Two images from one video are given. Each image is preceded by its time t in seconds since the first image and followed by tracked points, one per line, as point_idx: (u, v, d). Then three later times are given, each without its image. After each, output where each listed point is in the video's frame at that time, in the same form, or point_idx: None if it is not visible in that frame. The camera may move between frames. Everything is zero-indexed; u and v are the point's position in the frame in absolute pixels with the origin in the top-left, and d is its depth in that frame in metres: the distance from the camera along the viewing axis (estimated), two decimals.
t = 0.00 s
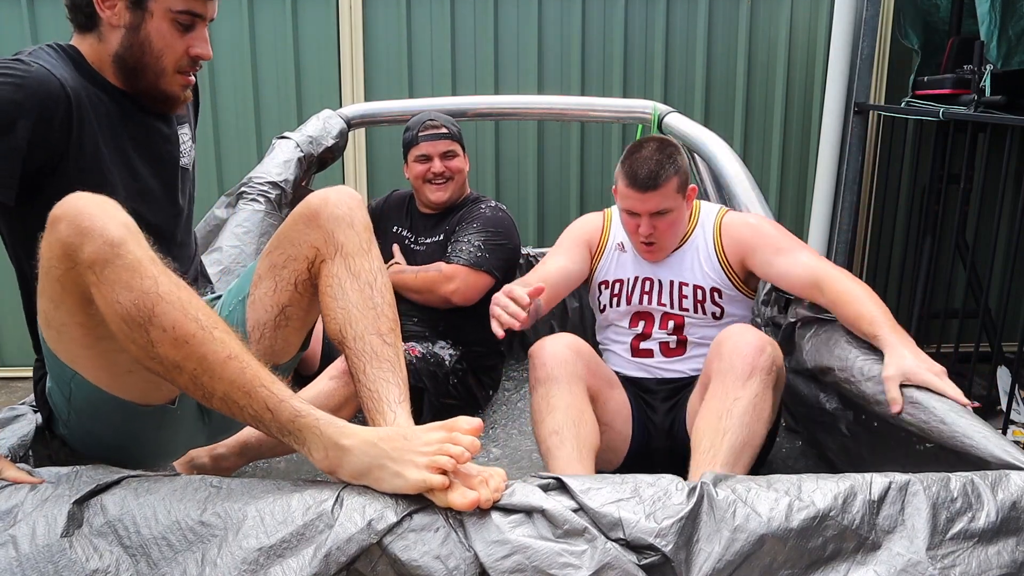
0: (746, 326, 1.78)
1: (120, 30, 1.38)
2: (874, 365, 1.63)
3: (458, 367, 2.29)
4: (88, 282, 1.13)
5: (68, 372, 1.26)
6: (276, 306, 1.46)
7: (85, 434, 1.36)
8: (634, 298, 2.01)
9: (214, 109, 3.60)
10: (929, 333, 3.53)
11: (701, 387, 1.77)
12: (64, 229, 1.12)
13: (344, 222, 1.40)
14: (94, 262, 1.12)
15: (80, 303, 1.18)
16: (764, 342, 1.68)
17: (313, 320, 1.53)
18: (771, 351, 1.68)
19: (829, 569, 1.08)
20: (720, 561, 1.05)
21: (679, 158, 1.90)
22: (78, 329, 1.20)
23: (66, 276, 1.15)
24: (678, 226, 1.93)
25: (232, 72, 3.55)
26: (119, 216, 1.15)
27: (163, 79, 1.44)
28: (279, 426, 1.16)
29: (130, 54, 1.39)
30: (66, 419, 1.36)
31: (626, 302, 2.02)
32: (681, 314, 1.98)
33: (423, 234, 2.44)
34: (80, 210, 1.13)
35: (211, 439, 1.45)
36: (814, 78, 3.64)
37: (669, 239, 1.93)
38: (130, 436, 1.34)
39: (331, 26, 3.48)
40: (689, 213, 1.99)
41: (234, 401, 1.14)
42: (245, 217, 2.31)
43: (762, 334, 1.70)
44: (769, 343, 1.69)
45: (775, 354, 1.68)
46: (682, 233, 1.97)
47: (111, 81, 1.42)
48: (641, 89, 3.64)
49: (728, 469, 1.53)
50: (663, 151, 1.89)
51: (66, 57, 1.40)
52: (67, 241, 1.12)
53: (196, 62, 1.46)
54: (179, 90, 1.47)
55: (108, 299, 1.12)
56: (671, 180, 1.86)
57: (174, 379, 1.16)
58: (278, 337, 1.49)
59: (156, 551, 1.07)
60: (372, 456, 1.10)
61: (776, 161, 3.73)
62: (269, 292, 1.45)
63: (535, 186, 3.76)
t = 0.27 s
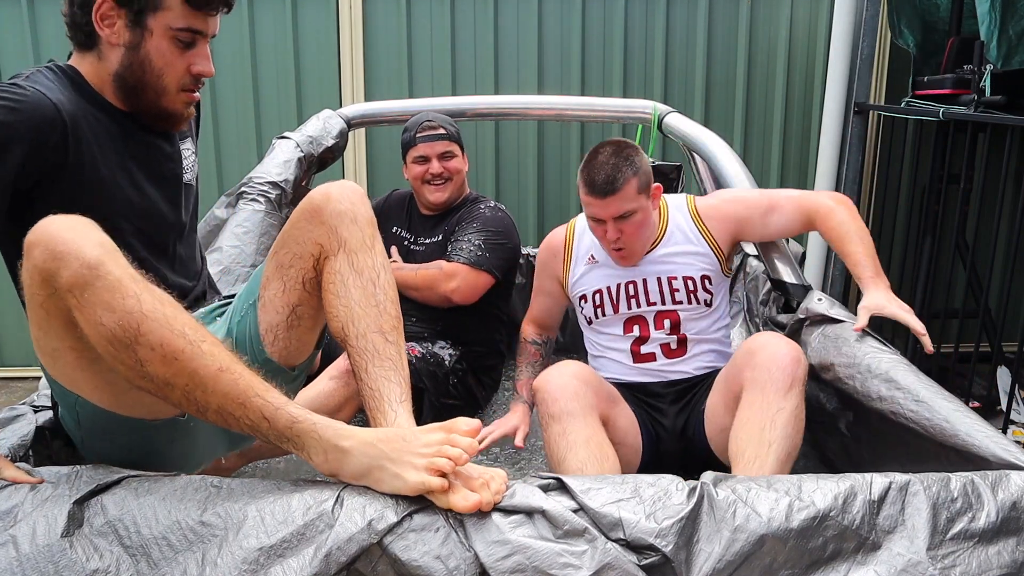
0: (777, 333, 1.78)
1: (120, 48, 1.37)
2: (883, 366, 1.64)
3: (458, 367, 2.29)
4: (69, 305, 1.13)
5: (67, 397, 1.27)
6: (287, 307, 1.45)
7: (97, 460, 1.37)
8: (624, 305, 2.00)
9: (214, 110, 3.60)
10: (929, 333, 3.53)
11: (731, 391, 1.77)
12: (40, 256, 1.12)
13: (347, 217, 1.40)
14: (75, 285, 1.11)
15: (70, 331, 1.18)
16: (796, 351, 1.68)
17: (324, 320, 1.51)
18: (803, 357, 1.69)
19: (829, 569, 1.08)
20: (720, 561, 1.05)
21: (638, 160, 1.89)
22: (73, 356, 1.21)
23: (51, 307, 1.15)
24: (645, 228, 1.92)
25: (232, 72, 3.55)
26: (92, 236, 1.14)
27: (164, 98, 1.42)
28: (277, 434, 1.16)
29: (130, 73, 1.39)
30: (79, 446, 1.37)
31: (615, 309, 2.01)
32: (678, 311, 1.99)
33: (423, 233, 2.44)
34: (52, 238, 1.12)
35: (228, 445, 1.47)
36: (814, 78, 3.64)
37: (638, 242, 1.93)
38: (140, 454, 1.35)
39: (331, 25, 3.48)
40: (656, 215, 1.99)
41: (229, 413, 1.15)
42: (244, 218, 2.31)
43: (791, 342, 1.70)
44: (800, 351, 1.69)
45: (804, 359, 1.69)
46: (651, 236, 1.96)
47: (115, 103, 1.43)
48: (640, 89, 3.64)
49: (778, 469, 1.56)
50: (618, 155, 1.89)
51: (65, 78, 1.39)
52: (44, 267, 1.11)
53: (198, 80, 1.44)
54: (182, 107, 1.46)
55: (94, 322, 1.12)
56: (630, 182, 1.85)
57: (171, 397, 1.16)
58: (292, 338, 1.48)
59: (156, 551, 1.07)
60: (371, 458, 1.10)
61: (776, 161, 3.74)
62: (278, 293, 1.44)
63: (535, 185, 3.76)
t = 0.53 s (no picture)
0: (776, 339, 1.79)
1: (103, 37, 1.37)
2: (881, 378, 1.64)
3: (457, 367, 2.29)
4: (72, 289, 1.12)
5: (63, 387, 1.25)
6: (283, 302, 1.44)
7: (86, 457, 1.35)
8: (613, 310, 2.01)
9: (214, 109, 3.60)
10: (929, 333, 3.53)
11: (733, 399, 1.78)
12: (46, 235, 1.10)
13: (345, 210, 1.40)
14: (81, 267, 1.10)
15: (71, 317, 1.16)
16: (795, 359, 1.68)
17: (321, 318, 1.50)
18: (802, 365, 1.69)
19: (829, 569, 1.08)
20: (720, 561, 1.05)
21: (592, 173, 1.89)
22: (71, 345, 1.19)
23: (53, 290, 1.14)
24: (614, 238, 1.92)
25: (232, 72, 3.55)
26: (101, 217, 1.13)
27: (147, 89, 1.41)
28: (278, 430, 1.16)
29: (110, 62, 1.38)
30: (68, 442, 1.35)
31: (605, 316, 2.02)
32: (666, 313, 1.99)
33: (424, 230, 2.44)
34: (61, 218, 1.11)
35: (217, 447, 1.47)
36: (815, 78, 3.63)
37: (608, 253, 1.93)
38: (131, 453, 1.34)
39: (331, 26, 3.48)
40: (629, 223, 1.98)
41: (234, 406, 1.14)
42: (245, 218, 2.31)
43: (790, 349, 1.70)
44: (800, 359, 1.69)
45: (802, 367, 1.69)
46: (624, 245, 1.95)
47: (96, 91, 1.41)
48: (640, 89, 3.64)
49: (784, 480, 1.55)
50: (570, 171, 1.89)
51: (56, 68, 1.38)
52: (51, 246, 1.10)
53: (183, 74, 1.44)
54: (165, 101, 1.45)
55: (99, 307, 1.11)
56: (584, 198, 1.85)
57: (173, 389, 1.15)
58: (289, 336, 1.46)
59: (156, 551, 1.07)
60: (371, 459, 1.10)
61: (776, 161, 3.74)
62: (274, 289, 1.43)
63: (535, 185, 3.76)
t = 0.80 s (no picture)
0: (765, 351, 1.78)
1: (91, 31, 1.36)
2: (881, 378, 1.64)
3: (458, 367, 2.29)
4: (73, 284, 1.12)
5: (54, 384, 1.24)
6: (275, 304, 1.45)
7: (74, 455, 1.34)
8: (614, 305, 2.01)
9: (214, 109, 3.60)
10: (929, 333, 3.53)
11: (721, 412, 1.78)
12: (50, 228, 1.10)
13: (342, 214, 1.41)
14: (83, 262, 1.10)
15: (69, 311, 1.16)
16: (784, 374, 1.67)
17: (311, 319, 1.52)
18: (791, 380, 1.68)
19: (829, 569, 1.07)
20: (720, 561, 1.05)
21: (599, 156, 1.90)
22: (66, 341, 1.19)
23: (52, 284, 1.13)
24: (620, 223, 1.91)
25: (232, 72, 3.55)
26: (106, 214, 1.14)
27: (134, 83, 1.40)
28: (278, 429, 1.16)
29: (99, 57, 1.37)
30: (55, 439, 1.34)
31: (606, 310, 2.02)
32: (667, 308, 1.99)
33: (427, 230, 2.44)
34: (65, 212, 1.11)
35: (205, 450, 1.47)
36: (814, 78, 3.63)
37: (614, 238, 1.92)
38: (121, 452, 1.33)
39: (331, 26, 3.48)
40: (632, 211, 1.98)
41: (234, 405, 1.14)
42: (245, 218, 2.31)
43: (779, 364, 1.69)
44: (789, 373, 1.68)
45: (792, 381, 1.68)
46: (630, 231, 1.95)
47: (86, 81, 1.40)
48: (641, 89, 3.64)
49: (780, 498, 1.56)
50: (577, 154, 1.90)
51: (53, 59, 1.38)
52: (53, 240, 1.10)
53: (171, 69, 1.43)
54: (153, 96, 1.44)
55: (99, 302, 1.11)
56: (592, 179, 1.86)
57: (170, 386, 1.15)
58: (278, 337, 1.48)
59: (156, 551, 1.07)
60: (371, 459, 1.10)
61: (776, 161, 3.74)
62: (266, 291, 1.44)
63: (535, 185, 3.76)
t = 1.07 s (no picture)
0: (764, 360, 1.80)
1: (87, 26, 1.37)
2: (881, 378, 1.64)
3: (458, 367, 2.30)
4: (72, 285, 1.12)
5: (52, 382, 1.24)
6: (271, 304, 1.45)
7: (73, 452, 1.34)
8: (621, 308, 2.01)
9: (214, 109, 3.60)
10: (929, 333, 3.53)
11: (719, 419, 1.79)
12: (49, 230, 1.10)
13: (339, 214, 1.41)
14: (82, 263, 1.10)
15: (68, 311, 1.16)
16: (784, 382, 1.69)
17: (308, 318, 1.52)
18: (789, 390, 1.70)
19: (829, 569, 1.07)
20: (720, 561, 1.05)
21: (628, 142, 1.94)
22: (64, 340, 1.19)
23: (51, 285, 1.13)
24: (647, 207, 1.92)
25: (232, 72, 3.55)
26: (105, 216, 1.14)
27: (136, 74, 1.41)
28: (277, 430, 1.16)
29: (97, 50, 1.38)
30: (52, 435, 1.34)
31: (613, 313, 2.02)
32: (675, 310, 1.99)
33: (427, 232, 2.44)
34: (65, 213, 1.11)
35: (200, 449, 1.46)
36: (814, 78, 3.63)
37: (643, 221, 1.92)
38: (119, 449, 1.33)
39: (331, 26, 3.48)
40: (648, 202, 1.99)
41: (233, 405, 1.14)
42: (244, 218, 2.31)
43: (778, 373, 1.71)
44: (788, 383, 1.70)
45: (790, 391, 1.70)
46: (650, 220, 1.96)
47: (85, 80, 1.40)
48: (641, 90, 3.64)
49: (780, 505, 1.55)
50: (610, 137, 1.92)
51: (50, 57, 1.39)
52: (53, 241, 1.10)
53: (170, 56, 1.44)
54: (155, 85, 1.45)
55: (99, 303, 1.11)
56: (630, 157, 1.88)
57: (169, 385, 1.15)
58: (274, 336, 1.48)
59: (156, 551, 1.07)
60: (371, 460, 1.10)
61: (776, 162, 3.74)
62: (262, 290, 1.45)
63: (535, 185, 3.76)
